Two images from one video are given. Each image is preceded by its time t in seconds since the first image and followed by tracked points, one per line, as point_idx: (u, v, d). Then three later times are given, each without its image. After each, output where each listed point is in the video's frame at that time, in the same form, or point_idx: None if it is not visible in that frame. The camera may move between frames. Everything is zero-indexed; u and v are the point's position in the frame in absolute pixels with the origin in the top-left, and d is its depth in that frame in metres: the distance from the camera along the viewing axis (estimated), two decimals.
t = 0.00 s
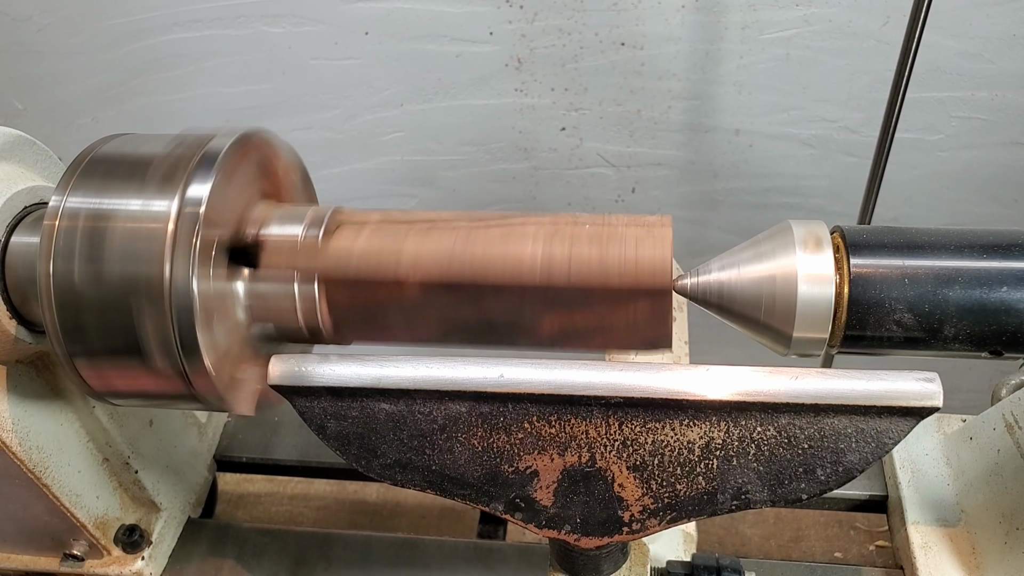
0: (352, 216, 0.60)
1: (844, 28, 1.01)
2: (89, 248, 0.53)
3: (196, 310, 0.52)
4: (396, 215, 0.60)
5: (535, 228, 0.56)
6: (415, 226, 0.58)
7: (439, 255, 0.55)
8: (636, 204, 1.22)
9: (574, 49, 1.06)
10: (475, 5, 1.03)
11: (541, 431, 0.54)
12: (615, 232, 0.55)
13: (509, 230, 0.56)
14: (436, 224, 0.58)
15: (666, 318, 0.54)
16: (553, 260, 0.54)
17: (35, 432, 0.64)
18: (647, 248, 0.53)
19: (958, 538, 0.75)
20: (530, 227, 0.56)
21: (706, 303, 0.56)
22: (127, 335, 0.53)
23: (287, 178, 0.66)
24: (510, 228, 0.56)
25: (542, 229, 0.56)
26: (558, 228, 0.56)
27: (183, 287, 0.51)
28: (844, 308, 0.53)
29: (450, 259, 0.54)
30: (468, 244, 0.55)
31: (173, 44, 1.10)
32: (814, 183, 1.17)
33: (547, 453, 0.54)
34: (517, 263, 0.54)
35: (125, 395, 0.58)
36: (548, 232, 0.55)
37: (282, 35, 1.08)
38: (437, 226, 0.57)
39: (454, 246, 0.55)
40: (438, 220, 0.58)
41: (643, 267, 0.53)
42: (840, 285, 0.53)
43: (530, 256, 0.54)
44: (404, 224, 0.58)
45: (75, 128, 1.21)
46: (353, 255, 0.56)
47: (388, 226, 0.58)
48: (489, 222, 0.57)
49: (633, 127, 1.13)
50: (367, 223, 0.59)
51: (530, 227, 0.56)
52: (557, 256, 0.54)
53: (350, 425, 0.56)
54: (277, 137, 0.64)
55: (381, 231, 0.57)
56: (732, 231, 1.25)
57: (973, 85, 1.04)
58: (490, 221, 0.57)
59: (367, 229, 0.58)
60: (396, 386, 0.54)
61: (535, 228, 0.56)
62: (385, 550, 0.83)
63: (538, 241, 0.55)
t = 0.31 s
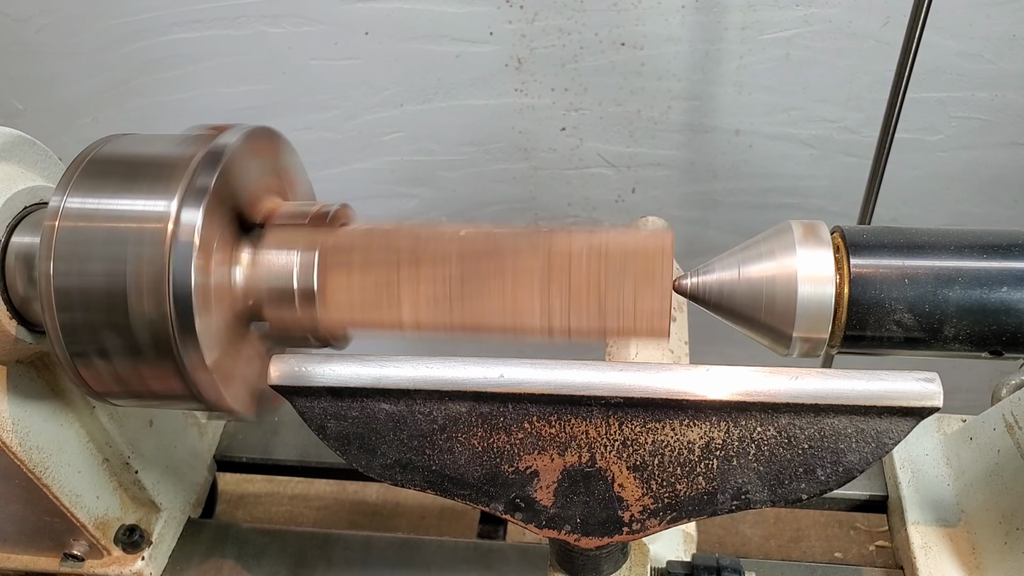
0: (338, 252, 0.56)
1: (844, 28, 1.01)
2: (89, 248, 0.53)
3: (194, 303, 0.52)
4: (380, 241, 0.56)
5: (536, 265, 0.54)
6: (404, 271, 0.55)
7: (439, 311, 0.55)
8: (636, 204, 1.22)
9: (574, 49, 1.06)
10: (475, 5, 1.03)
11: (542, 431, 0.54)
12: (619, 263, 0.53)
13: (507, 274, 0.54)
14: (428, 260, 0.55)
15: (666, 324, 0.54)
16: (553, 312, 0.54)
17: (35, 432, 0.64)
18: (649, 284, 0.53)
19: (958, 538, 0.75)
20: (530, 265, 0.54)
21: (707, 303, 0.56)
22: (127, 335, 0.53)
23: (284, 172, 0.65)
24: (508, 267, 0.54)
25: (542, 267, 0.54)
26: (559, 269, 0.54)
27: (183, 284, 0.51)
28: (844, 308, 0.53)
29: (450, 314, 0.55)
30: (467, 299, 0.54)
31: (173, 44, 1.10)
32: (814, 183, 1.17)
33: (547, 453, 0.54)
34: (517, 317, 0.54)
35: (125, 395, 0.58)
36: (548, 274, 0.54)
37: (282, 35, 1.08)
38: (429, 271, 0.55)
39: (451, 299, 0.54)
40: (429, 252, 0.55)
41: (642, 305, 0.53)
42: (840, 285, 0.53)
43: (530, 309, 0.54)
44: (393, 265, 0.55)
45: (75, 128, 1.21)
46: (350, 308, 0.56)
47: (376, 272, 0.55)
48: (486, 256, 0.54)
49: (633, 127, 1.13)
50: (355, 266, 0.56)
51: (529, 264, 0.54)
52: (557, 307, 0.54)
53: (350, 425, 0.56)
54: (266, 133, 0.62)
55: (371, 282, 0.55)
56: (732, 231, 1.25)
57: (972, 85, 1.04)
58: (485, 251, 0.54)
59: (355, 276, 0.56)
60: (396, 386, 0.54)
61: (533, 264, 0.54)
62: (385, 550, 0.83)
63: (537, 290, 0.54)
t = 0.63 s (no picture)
0: (336, 268, 0.56)
1: (844, 28, 1.01)
2: (89, 248, 0.53)
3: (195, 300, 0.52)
4: (376, 255, 0.56)
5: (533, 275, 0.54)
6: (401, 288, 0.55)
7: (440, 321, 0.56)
8: (636, 204, 1.22)
9: (574, 49, 1.06)
10: (475, 5, 1.03)
11: (542, 431, 0.54)
12: (617, 268, 0.53)
13: (503, 285, 0.54)
14: (424, 277, 0.55)
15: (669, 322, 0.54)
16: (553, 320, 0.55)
17: (35, 432, 0.65)
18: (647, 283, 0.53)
19: (958, 538, 0.75)
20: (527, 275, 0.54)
21: (707, 303, 0.56)
22: (128, 335, 0.53)
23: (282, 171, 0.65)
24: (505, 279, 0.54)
25: (539, 278, 0.54)
26: (556, 280, 0.54)
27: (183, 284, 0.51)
28: (845, 308, 0.53)
29: (451, 323, 0.56)
30: (466, 308, 0.55)
31: (173, 44, 1.10)
32: (814, 183, 1.17)
33: (547, 453, 0.54)
34: (517, 323, 0.55)
35: (125, 395, 0.58)
36: (544, 284, 0.54)
37: (282, 35, 1.07)
38: (426, 284, 0.55)
39: (451, 310, 0.55)
40: (424, 266, 0.55)
41: (643, 309, 0.53)
42: (841, 285, 0.53)
43: (530, 319, 0.55)
44: (389, 281, 0.55)
45: (75, 128, 1.21)
46: (353, 320, 0.58)
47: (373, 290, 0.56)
48: (483, 269, 0.54)
49: (633, 127, 1.13)
50: (353, 282, 0.56)
51: (528, 272, 0.54)
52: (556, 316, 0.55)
53: (350, 425, 0.56)
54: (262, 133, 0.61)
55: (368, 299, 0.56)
56: (732, 231, 1.25)
57: (972, 85, 1.04)
58: (482, 263, 0.55)
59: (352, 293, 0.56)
60: (396, 386, 0.54)
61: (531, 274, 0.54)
62: (385, 550, 0.83)
63: (536, 299, 0.54)
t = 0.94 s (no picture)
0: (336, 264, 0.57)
1: (844, 28, 1.01)
2: (89, 247, 0.53)
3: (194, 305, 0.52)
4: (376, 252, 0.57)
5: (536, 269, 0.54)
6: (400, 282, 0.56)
7: (439, 319, 0.56)
8: (636, 204, 1.22)
9: (574, 49, 1.06)
10: (475, 5, 1.03)
11: (542, 431, 0.54)
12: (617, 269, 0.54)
13: (505, 285, 0.54)
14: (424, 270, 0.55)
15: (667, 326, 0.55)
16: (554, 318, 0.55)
17: (35, 432, 0.65)
18: (648, 279, 0.53)
19: (958, 538, 0.75)
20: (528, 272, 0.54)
21: (707, 303, 0.56)
22: (128, 334, 0.53)
23: (284, 173, 0.65)
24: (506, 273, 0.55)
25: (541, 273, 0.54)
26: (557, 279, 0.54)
27: (183, 283, 0.51)
28: (844, 308, 0.53)
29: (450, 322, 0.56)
30: (468, 308, 0.55)
31: (173, 44, 1.10)
32: (814, 183, 1.17)
33: (547, 453, 0.54)
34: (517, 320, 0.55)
35: (126, 395, 0.58)
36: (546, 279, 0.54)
37: (282, 35, 1.07)
38: (427, 283, 0.55)
39: (451, 311, 0.55)
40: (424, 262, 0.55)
41: (643, 310, 0.54)
42: (840, 285, 0.53)
43: (530, 317, 0.55)
44: (388, 276, 0.56)
45: (75, 128, 1.21)
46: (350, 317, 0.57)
47: (371, 284, 0.56)
48: (484, 266, 0.55)
49: (633, 127, 1.13)
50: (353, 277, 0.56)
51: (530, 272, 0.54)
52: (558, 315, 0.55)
53: (350, 425, 0.56)
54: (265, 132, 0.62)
55: (366, 294, 0.56)
56: (732, 231, 1.25)
57: (973, 85, 1.04)
58: (484, 258, 0.55)
59: (351, 288, 0.56)
60: (396, 386, 0.54)
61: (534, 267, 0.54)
62: (385, 550, 0.83)
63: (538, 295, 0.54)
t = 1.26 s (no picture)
0: (336, 262, 0.57)
1: (844, 28, 1.01)
2: (89, 247, 0.53)
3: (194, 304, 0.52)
4: (376, 250, 0.57)
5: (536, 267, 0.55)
6: (401, 279, 0.56)
7: (440, 316, 0.56)
8: (636, 204, 1.22)
9: (574, 49, 1.05)
10: (475, 5, 1.03)
11: (542, 431, 0.54)
12: (618, 269, 0.54)
13: (505, 285, 0.55)
14: (425, 268, 0.55)
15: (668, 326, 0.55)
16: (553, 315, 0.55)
17: (35, 433, 0.65)
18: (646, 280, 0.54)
19: (958, 538, 0.75)
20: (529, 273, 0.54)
21: (707, 303, 0.56)
22: (127, 335, 0.53)
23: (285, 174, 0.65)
24: (507, 271, 0.55)
25: (541, 270, 0.54)
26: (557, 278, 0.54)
27: (183, 283, 0.51)
28: (844, 308, 0.53)
29: (450, 318, 0.56)
30: (468, 308, 0.55)
31: (173, 44, 1.10)
32: (814, 183, 1.17)
33: (547, 453, 0.54)
34: (518, 316, 0.55)
35: (125, 395, 0.58)
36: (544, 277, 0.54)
37: (282, 35, 1.07)
38: (427, 282, 0.55)
39: (451, 310, 0.56)
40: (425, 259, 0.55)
41: (644, 310, 0.54)
42: (840, 285, 0.53)
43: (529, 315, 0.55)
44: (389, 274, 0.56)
45: (75, 128, 1.21)
46: (351, 314, 0.57)
47: (371, 281, 0.56)
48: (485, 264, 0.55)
49: (633, 127, 1.13)
50: (353, 275, 0.56)
51: (530, 273, 0.55)
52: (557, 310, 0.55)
53: (350, 425, 0.56)
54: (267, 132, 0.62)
55: (368, 291, 0.56)
56: (732, 231, 1.25)
57: (973, 85, 1.04)
58: (484, 256, 0.55)
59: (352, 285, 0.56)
60: (396, 386, 0.54)
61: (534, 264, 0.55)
62: (385, 550, 0.83)
63: (538, 293, 0.55)
